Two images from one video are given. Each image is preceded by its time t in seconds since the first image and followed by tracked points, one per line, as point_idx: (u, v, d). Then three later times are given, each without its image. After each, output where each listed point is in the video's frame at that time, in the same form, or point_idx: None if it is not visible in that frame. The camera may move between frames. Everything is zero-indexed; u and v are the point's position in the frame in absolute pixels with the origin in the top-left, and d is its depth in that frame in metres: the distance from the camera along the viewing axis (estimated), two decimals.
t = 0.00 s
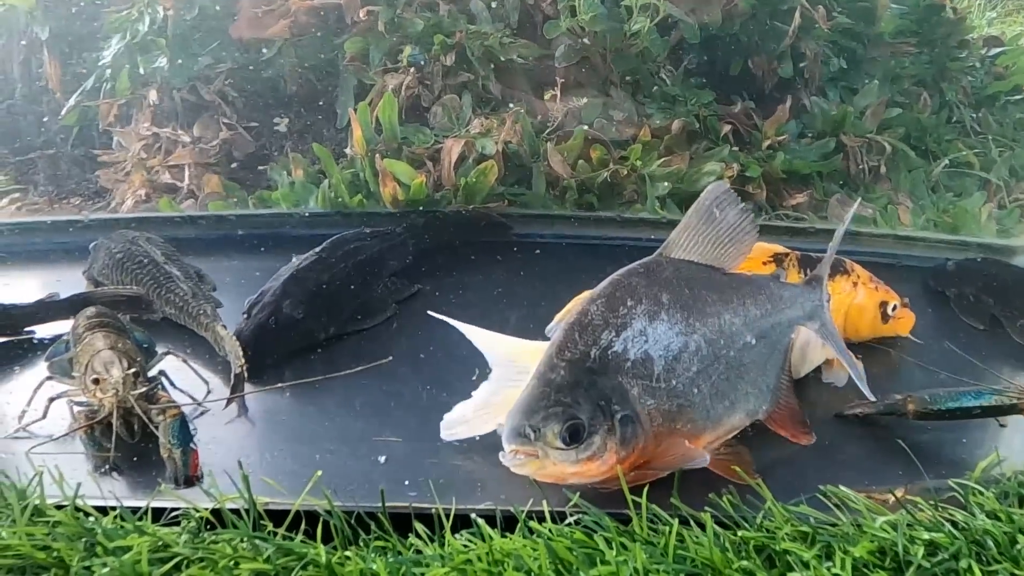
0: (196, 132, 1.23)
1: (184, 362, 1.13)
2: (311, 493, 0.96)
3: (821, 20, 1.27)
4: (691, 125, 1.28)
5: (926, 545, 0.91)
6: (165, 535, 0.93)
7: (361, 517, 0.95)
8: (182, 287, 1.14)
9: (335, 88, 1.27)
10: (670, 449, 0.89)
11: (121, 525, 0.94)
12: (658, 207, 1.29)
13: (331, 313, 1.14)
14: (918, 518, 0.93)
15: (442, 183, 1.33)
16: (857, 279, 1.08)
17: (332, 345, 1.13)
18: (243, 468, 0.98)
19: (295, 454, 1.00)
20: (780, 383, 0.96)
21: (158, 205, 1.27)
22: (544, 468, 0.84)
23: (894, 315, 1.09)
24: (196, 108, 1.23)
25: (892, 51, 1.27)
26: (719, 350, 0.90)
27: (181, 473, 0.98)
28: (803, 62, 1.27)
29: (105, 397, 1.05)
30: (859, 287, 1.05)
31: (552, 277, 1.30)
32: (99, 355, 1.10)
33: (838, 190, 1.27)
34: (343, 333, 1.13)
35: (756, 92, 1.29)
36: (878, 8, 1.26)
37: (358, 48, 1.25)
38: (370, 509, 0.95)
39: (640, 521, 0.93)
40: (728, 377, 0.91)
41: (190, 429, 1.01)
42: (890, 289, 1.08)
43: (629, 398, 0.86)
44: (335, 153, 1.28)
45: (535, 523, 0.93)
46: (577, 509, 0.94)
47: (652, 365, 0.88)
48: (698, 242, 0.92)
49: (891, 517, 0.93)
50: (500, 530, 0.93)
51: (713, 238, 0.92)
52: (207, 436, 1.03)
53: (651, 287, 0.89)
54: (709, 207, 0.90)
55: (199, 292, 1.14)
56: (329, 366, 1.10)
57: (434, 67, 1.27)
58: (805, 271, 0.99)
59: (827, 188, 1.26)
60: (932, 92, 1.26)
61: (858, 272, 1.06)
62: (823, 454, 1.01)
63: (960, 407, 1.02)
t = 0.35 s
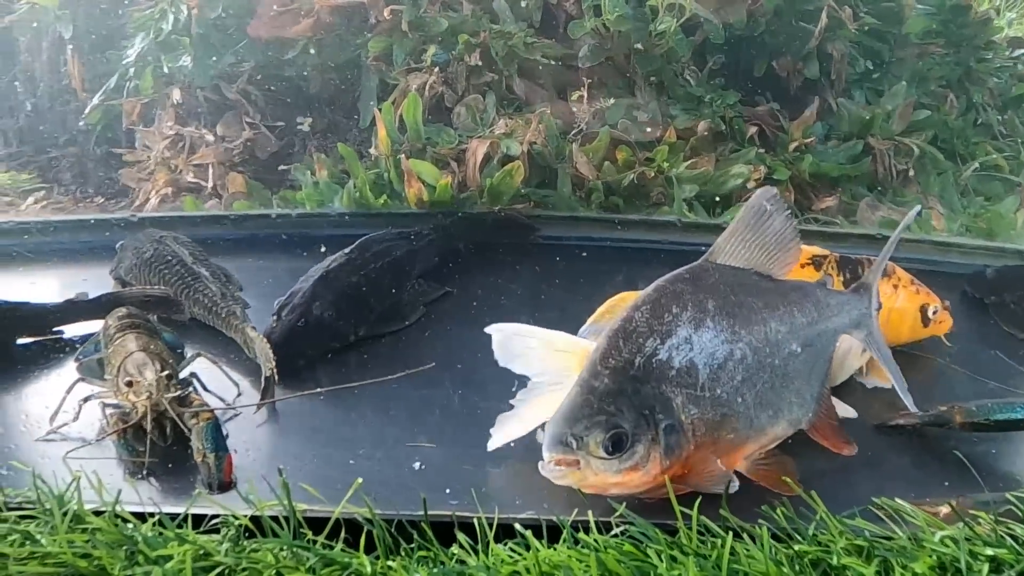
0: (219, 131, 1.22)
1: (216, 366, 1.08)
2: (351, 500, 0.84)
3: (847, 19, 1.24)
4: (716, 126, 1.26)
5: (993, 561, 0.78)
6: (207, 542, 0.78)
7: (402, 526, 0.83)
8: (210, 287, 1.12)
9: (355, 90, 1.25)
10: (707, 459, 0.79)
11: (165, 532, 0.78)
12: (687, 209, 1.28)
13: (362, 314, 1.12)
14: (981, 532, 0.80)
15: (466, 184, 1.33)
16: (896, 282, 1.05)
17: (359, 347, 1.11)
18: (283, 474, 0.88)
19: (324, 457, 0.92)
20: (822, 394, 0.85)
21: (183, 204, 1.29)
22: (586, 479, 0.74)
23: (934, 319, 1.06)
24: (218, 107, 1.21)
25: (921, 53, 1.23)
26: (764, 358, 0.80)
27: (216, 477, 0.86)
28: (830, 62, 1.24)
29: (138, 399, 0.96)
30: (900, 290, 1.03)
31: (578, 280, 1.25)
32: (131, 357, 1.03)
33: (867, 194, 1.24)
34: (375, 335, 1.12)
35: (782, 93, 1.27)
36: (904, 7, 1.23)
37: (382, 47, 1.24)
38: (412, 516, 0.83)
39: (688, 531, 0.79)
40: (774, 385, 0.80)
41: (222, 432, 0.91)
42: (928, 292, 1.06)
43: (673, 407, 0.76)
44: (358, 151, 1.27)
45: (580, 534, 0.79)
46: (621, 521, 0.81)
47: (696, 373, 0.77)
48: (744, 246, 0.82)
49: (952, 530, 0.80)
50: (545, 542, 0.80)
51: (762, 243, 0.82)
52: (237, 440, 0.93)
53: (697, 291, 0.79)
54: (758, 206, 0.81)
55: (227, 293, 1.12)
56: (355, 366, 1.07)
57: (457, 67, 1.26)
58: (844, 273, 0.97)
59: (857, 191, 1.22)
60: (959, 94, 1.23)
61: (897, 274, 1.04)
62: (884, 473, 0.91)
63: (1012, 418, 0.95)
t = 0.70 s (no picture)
0: (249, 128, 1.22)
1: (254, 364, 1.06)
2: (395, 501, 0.81)
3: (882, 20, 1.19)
4: (749, 127, 1.24)
5: None
6: (254, 541, 0.74)
7: (446, 528, 0.79)
8: (245, 283, 1.12)
9: (384, 87, 1.25)
10: (757, 465, 0.74)
11: (214, 531, 0.74)
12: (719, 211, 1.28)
13: (395, 310, 1.11)
14: None
15: (496, 182, 1.33)
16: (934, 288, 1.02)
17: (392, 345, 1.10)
18: (329, 475, 0.85)
19: (365, 455, 0.88)
20: (868, 402, 0.81)
21: (214, 199, 1.30)
22: (630, 484, 0.70)
23: (973, 326, 1.04)
24: (249, 104, 1.22)
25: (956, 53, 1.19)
26: (811, 364, 0.76)
27: (254, 474, 0.83)
28: (863, 64, 1.20)
29: (177, 394, 0.94)
30: (938, 295, 1.00)
31: (605, 283, 1.23)
32: (171, 352, 1.01)
33: (901, 197, 1.22)
34: (407, 332, 1.11)
35: (812, 93, 1.23)
36: (939, 6, 1.18)
37: (411, 45, 1.23)
38: (457, 518, 0.79)
39: (739, 538, 0.74)
40: (823, 392, 0.76)
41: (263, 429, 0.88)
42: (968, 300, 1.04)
43: (719, 413, 0.72)
44: (389, 148, 1.28)
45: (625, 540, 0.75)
46: (669, 528, 0.76)
47: (743, 378, 0.73)
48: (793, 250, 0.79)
49: (1011, 542, 0.74)
50: (593, 547, 0.75)
51: (814, 246, 0.78)
52: (276, 438, 0.91)
53: (747, 295, 0.76)
54: (811, 209, 0.77)
55: (263, 289, 1.12)
56: (383, 364, 1.06)
57: (487, 65, 1.25)
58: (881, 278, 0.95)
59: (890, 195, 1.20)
60: (993, 96, 1.19)
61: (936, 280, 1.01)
62: (934, 484, 0.85)
63: None
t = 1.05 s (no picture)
0: (268, 131, 1.22)
1: (278, 369, 1.06)
2: (424, 511, 0.80)
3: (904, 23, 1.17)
4: (768, 133, 1.22)
5: None
6: (282, 550, 0.72)
7: (475, 539, 0.77)
8: (266, 288, 1.12)
9: (401, 90, 1.25)
10: (785, 480, 0.74)
11: (243, 539, 0.72)
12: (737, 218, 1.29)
13: (416, 316, 1.11)
14: None
15: (513, 187, 1.34)
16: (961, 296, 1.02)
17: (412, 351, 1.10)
18: (357, 484, 0.84)
19: (388, 463, 0.88)
20: (898, 413, 0.80)
21: (232, 204, 1.30)
22: (659, 494, 0.70)
23: (999, 335, 1.02)
24: (266, 108, 1.22)
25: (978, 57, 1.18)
26: (842, 376, 0.75)
27: (277, 483, 0.82)
28: (882, 69, 1.18)
29: (203, 400, 0.94)
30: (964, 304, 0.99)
31: (623, 290, 1.23)
32: (195, 357, 1.00)
33: (920, 203, 1.22)
34: (428, 338, 1.11)
35: (830, 99, 1.21)
36: (959, 12, 1.16)
37: (430, 47, 1.22)
38: (485, 529, 0.77)
39: (773, 551, 0.72)
40: (854, 404, 0.75)
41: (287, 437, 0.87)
42: (994, 307, 1.03)
43: (750, 424, 0.71)
44: (406, 151, 1.28)
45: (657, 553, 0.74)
46: (698, 539, 0.75)
47: (774, 390, 0.72)
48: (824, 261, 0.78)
49: None
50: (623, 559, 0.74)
51: (845, 257, 0.78)
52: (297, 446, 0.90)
53: (779, 306, 0.74)
54: (842, 220, 0.77)
55: (283, 293, 1.11)
56: (405, 369, 1.06)
57: (504, 69, 1.23)
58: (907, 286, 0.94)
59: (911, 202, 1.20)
60: (1013, 101, 1.19)
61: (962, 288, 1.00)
62: (965, 498, 0.83)
63: None
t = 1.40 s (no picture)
0: (285, 122, 1.21)
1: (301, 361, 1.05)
2: (460, 507, 0.79)
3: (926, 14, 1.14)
4: (790, 125, 1.20)
5: None
6: (318, 546, 0.72)
7: (510, 534, 0.77)
8: (289, 280, 1.12)
9: (418, 83, 1.24)
10: (824, 476, 0.73)
11: (281, 535, 0.73)
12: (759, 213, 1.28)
13: (440, 310, 1.11)
14: None
15: (533, 180, 1.31)
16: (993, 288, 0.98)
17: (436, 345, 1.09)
18: (391, 478, 0.84)
19: (416, 458, 0.87)
20: (936, 412, 0.78)
21: (249, 195, 1.29)
22: (698, 493, 0.69)
23: None
24: (283, 99, 1.20)
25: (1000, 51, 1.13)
26: (881, 373, 0.74)
27: (307, 476, 0.82)
28: (903, 62, 1.15)
29: (230, 393, 0.93)
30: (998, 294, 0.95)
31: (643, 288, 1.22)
32: (221, 349, 0.99)
33: (943, 199, 1.17)
34: (451, 332, 1.11)
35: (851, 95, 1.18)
36: (979, 3, 1.12)
37: (447, 40, 1.21)
38: (521, 525, 0.77)
39: (816, 549, 0.72)
40: (892, 402, 0.74)
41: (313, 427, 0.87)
42: None
43: (789, 422, 0.70)
44: (425, 144, 1.26)
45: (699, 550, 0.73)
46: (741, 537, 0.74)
47: (813, 387, 0.71)
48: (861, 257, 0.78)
49: None
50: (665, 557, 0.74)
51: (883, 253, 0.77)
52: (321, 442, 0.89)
53: (819, 300, 0.74)
54: (879, 215, 0.77)
55: (306, 285, 1.11)
56: (427, 363, 1.05)
57: (522, 61, 1.21)
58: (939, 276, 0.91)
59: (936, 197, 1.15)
60: None
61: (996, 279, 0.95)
62: (1001, 499, 0.81)
63: None
